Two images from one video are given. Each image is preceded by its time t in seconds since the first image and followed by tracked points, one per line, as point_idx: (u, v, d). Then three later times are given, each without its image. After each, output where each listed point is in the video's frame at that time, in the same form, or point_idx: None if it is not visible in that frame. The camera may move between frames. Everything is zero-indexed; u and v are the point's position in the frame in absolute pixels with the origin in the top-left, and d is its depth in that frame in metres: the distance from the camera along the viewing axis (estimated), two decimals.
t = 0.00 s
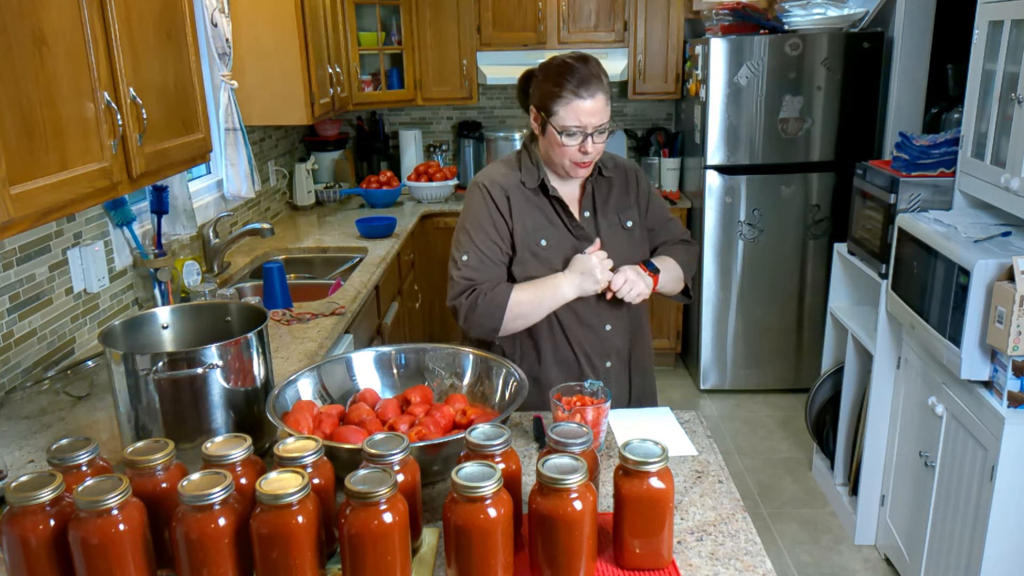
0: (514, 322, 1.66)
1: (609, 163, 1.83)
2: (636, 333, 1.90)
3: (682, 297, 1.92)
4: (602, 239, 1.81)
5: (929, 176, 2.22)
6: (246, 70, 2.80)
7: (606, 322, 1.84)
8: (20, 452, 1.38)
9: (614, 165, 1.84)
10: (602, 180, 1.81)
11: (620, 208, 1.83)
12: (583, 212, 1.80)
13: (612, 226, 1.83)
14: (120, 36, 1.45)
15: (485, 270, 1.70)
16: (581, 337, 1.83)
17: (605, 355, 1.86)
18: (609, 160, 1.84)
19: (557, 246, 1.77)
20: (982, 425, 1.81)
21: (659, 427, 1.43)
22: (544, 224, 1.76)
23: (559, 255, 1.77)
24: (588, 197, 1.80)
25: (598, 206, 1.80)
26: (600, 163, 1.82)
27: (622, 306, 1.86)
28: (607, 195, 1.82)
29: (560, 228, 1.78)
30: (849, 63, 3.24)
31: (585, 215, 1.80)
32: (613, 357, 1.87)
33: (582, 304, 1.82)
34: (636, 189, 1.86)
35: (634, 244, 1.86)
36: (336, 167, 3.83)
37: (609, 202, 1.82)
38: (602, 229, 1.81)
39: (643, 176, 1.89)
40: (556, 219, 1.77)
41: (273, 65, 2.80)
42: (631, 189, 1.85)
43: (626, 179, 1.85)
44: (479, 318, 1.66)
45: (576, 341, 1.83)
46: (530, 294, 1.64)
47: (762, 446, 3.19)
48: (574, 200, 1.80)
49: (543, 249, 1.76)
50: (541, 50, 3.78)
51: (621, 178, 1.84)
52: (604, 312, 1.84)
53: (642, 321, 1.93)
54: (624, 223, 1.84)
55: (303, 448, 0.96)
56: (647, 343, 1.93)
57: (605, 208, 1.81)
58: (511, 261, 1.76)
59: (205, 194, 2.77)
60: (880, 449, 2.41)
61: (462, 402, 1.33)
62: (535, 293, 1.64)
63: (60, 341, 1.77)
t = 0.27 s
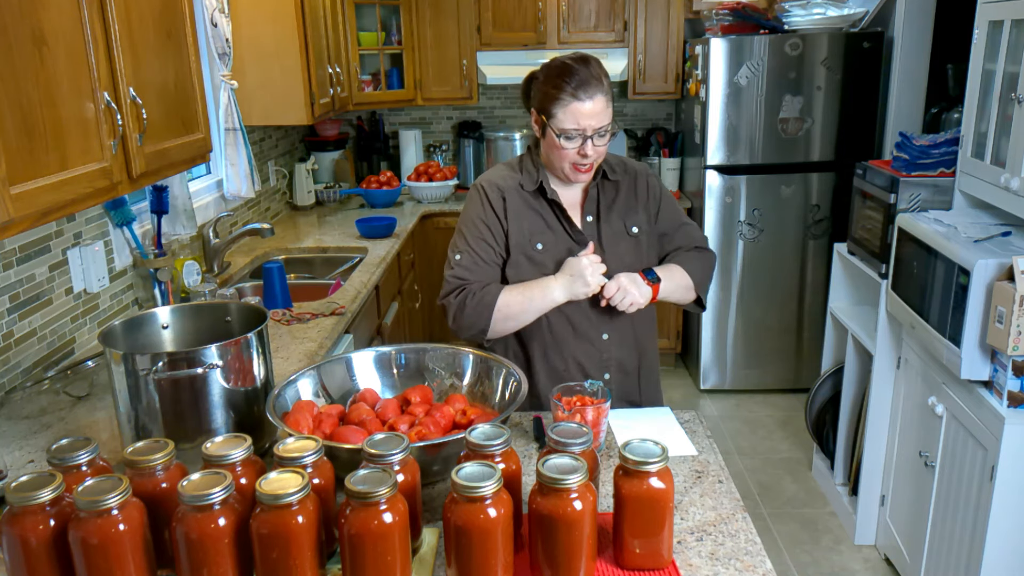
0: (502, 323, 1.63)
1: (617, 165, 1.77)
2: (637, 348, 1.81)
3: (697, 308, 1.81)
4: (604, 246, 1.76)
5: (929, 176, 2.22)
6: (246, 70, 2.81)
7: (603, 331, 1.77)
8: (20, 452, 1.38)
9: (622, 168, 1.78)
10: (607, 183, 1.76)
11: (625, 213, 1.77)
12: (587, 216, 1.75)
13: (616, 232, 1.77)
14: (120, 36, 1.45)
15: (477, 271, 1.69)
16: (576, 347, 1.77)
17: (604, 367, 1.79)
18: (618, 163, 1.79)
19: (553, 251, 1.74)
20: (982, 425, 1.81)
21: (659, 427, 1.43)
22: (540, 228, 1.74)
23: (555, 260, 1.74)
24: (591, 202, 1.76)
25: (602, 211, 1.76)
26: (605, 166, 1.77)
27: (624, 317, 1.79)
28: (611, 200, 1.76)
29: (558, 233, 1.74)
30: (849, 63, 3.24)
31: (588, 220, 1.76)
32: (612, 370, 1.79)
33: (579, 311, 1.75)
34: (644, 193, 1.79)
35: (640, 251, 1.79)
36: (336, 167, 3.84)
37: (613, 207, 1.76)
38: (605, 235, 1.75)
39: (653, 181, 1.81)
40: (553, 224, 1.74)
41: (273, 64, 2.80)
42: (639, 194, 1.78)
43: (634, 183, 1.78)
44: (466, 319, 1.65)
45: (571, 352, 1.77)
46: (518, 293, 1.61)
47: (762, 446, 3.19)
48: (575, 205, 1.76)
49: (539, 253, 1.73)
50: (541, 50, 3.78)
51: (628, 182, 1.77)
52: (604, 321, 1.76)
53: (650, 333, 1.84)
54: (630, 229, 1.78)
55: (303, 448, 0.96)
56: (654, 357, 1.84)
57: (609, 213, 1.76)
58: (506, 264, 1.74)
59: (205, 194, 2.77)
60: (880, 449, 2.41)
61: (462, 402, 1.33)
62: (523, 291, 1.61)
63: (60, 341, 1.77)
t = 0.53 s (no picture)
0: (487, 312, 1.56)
1: (635, 166, 1.68)
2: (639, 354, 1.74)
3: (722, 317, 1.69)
4: (611, 249, 1.68)
5: (929, 176, 2.22)
6: (246, 70, 2.80)
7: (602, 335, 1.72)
8: (20, 452, 1.38)
9: (641, 170, 1.69)
10: (622, 185, 1.68)
11: (639, 217, 1.68)
12: (597, 218, 1.68)
13: (627, 236, 1.68)
14: (120, 37, 1.45)
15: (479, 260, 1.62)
16: (574, 351, 1.73)
17: (602, 373, 1.74)
18: (638, 163, 1.70)
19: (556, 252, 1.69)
20: (982, 425, 1.81)
21: (659, 427, 1.43)
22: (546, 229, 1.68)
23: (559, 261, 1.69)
24: (602, 203, 1.68)
25: (613, 213, 1.68)
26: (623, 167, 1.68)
27: (627, 324, 1.72)
28: (624, 202, 1.68)
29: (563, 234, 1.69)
30: (849, 63, 3.24)
31: (597, 222, 1.68)
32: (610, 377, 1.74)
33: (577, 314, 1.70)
34: (663, 196, 1.69)
35: (652, 257, 1.70)
36: (336, 167, 3.84)
37: (625, 210, 1.68)
38: (613, 239, 1.68)
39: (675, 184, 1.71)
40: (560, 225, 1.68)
41: (273, 64, 2.80)
42: (656, 197, 1.69)
43: (652, 186, 1.69)
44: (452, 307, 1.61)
45: (567, 355, 1.73)
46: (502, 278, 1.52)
47: (762, 446, 3.19)
48: (586, 206, 1.70)
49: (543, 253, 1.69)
50: (541, 50, 3.78)
51: (645, 184, 1.68)
52: (602, 325, 1.71)
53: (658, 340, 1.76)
54: (642, 234, 1.68)
55: (303, 448, 0.96)
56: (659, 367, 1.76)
57: (621, 215, 1.68)
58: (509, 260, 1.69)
59: (205, 194, 2.77)
60: (880, 450, 2.41)
61: (462, 402, 1.33)
62: (506, 274, 1.51)
63: (61, 341, 1.77)
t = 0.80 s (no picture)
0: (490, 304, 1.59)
1: (664, 164, 1.66)
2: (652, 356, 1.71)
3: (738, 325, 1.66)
4: (632, 248, 1.66)
5: (929, 176, 2.22)
6: (246, 70, 2.81)
7: (614, 335, 1.69)
8: (20, 452, 1.38)
9: (671, 169, 1.66)
10: (648, 184, 1.66)
11: (664, 217, 1.65)
12: (619, 215, 1.66)
13: (649, 235, 1.66)
14: (120, 36, 1.45)
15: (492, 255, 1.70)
16: (585, 351, 1.70)
17: (612, 374, 1.71)
18: (669, 162, 1.67)
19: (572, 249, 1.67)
20: (982, 425, 1.81)
21: (659, 427, 1.43)
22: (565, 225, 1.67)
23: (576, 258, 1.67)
24: (626, 199, 1.66)
25: (636, 211, 1.65)
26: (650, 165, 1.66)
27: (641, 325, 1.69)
28: (650, 201, 1.65)
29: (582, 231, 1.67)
30: (849, 63, 3.24)
31: (619, 219, 1.66)
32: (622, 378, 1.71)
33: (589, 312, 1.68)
34: (692, 197, 1.66)
35: (674, 259, 1.67)
36: (336, 167, 3.84)
37: (650, 209, 1.65)
38: (634, 238, 1.65)
39: (707, 186, 1.67)
40: (580, 222, 1.67)
41: (273, 64, 2.80)
42: (684, 199, 1.66)
43: (681, 186, 1.66)
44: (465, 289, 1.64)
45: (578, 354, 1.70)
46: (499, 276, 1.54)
47: (762, 446, 3.19)
48: (607, 203, 1.68)
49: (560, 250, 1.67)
50: (541, 50, 3.78)
51: (674, 184, 1.66)
52: (614, 326, 1.69)
53: (674, 344, 1.71)
54: (665, 235, 1.66)
55: (303, 448, 0.96)
56: (672, 370, 1.73)
57: (644, 214, 1.65)
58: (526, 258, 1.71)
59: (205, 194, 2.77)
60: (880, 450, 2.41)
61: (462, 403, 1.33)
62: (501, 272, 1.54)
63: (61, 341, 1.77)
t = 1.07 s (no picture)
0: (522, 313, 1.61)
1: (690, 171, 1.65)
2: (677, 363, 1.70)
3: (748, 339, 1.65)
4: (657, 255, 1.65)
5: (929, 176, 2.22)
6: (246, 70, 2.81)
7: (637, 343, 1.69)
8: (20, 452, 1.38)
9: (697, 176, 1.65)
10: (674, 191, 1.65)
11: (689, 224, 1.65)
12: (644, 221, 1.65)
13: (674, 243, 1.65)
14: (120, 36, 1.45)
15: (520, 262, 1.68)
16: (608, 356, 1.69)
17: (635, 381, 1.70)
18: (695, 168, 1.66)
19: (597, 255, 1.66)
20: (982, 425, 1.81)
21: (659, 428, 1.43)
22: (589, 230, 1.66)
23: (600, 263, 1.66)
24: (652, 206, 1.65)
25: (662, 218, 1.65)
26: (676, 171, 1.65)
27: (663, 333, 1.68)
28: (675, 208, 1.65)
29: (606, 236, 1.66)
30: (849, 63, 3.24)
31: (645, 226, 1.65)
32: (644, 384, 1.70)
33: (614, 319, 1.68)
34: (716, 205, 1.66)
35: (697, 268, 1.66)
36: (336, 167, 3.84)
37: (676, 216, 1.65)
38: (660, 245, 1.65)
39: (731, 195, 1.66)
40: (605, 228, 1.66)
41: (273, 64, 2.80)
42: (709, 206, 1.65)
43: (706, 194, 1.65)
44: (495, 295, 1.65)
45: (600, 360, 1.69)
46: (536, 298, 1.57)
47: (763, 446, 3.19)
48: (632, 209, 1.67)
49: (583, 255, 1.66)
50: (541, 50, 3.78)
51: (699, 192, 1.65)
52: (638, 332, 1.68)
53: (697, 352, 1.70)
54: (690, 242, 1.65)
55: (303, 448, 0.96)
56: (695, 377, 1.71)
57: (670, 222, 1.65)
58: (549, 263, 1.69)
59: (205, 194, 2.77)
60: (880, 449, 2.41)
61: (462, 403, 1.33)
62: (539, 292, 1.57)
63: (60, 341, 1.77)
